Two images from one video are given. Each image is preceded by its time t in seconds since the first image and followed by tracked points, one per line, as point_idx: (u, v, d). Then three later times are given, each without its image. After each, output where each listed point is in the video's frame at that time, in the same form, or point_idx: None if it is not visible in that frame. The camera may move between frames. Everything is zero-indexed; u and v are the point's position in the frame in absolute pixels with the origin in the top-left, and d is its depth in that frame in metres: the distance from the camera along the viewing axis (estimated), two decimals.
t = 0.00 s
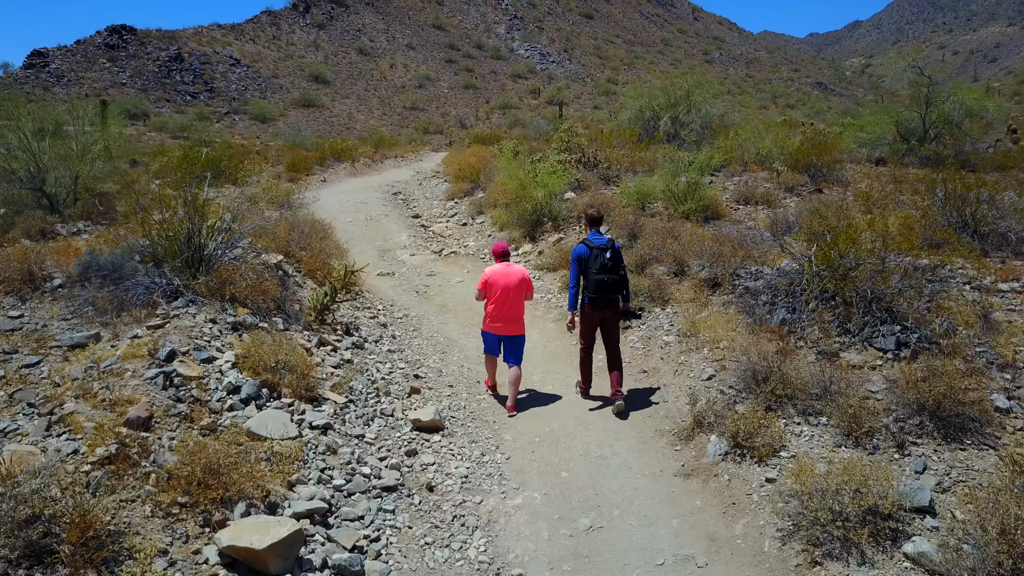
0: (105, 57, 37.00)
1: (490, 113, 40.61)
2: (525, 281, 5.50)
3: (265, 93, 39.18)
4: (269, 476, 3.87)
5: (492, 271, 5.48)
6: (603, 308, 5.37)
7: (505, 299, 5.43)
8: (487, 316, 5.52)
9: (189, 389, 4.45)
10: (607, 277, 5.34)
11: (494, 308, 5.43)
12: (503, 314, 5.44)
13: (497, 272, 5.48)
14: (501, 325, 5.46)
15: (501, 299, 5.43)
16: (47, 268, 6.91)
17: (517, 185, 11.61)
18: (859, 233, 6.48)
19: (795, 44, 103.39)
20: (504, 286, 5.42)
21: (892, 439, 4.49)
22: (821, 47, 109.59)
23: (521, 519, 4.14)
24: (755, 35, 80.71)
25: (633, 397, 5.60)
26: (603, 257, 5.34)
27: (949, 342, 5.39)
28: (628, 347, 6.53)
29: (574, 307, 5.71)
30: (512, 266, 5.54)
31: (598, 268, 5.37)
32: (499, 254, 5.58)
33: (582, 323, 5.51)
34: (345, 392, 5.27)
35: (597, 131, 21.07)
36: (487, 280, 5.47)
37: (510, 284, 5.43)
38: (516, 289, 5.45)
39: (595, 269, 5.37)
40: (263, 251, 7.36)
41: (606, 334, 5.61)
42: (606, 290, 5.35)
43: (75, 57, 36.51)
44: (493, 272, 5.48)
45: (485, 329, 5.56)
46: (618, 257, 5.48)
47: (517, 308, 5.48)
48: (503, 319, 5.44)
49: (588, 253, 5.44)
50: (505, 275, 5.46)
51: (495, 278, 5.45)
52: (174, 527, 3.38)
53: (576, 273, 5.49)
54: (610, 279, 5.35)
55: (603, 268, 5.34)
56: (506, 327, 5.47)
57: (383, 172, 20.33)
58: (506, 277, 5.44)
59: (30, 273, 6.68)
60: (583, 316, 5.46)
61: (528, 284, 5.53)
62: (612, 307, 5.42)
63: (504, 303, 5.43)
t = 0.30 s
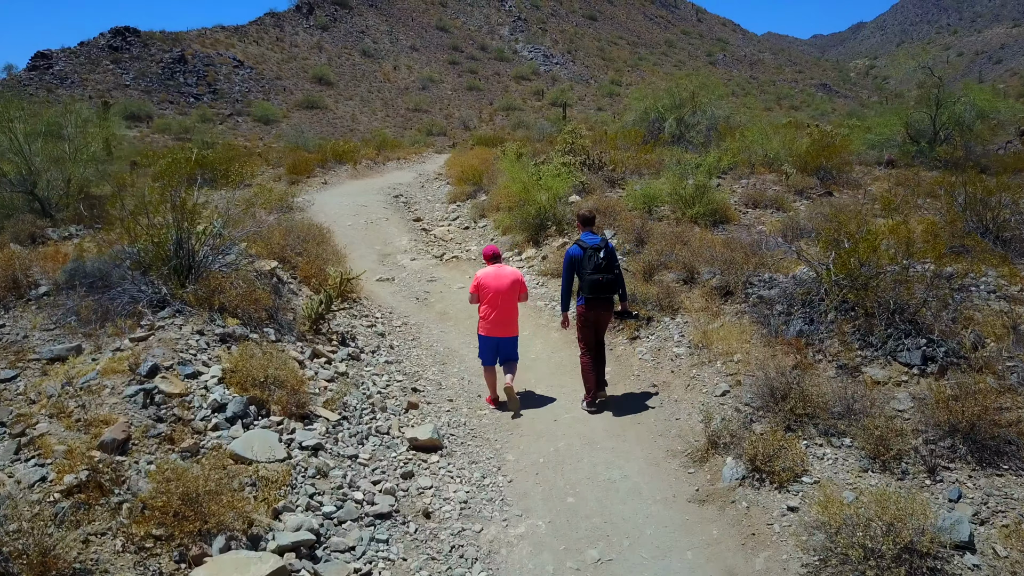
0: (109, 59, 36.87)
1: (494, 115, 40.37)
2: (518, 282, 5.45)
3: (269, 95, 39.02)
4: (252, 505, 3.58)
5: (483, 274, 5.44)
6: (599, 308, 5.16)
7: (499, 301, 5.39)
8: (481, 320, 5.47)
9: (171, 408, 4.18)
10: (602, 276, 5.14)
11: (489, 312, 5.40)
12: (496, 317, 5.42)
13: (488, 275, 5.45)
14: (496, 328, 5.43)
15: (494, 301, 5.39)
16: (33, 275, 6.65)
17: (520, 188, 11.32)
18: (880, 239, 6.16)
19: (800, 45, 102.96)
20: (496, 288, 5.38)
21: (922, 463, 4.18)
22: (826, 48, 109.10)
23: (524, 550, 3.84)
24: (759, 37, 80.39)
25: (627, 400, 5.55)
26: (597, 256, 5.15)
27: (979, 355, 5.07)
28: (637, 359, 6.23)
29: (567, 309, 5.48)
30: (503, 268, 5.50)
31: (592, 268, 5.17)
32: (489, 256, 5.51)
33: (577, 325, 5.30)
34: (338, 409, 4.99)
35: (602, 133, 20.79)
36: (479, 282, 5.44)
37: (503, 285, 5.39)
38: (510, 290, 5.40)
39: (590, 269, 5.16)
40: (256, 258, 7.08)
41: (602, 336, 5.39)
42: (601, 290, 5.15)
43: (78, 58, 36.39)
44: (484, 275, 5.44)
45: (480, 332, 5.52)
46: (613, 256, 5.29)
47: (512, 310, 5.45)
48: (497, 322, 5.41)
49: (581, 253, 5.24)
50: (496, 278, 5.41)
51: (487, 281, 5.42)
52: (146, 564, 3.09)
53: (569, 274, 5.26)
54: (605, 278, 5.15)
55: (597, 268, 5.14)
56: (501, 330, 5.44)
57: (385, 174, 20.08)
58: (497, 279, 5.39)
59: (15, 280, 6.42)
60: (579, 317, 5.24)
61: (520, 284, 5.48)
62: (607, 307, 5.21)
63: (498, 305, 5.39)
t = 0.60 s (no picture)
0: (115, 59, 36.79)
1: (499, 115, 40.08)
2: (518, 283, 5.36)
3: (274, 95, 38.85)
4: (233, 539, 3.28)
5: (484, 273, 5.34)
6: (601, 313, 5.13)
7: (499, 301, 5.28)
8: (481, 321, 5.34)
9: (151, 428, 3.89)
10: (604, 280, 5.12)
11: (488, 312, 5.28)
12: (496, 318, 5.29)
13: (488, 274, 5.35)
14: (496, 329, 5.31)
15: (493, 302, 5.28)
16: (19, 280, 6.38)
17: (525, 189, 11.00)
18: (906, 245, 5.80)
19: (807, 45, 102.38)
20: (496, 288, 5.27)
21: (963, 492, 3.84)
22: (833, 48, 108.38)
23: None
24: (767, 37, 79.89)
25: (630, 403, 5.45)
26: (601, 260, 5.11)
27: (1017, 370, 4.72)
28: (649, 372, 5.91)
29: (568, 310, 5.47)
30: (503, 268, 5.41)
31: (595, 271, 5.14)
32: (490, 256, 5.44)
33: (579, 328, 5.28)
34: (332, 427, 4.70)
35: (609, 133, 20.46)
36: (479, 281, 5.34)
37: (502, 285, 5.29)
38: (509, 291, 5.31)
39: (592, 272, 5.13)
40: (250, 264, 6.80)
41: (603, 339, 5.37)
42: (603, 293, 5.12)
43: (84, 59, 36.35)
44: (485, 273, 5.34)
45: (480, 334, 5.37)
46: (616, 261, 5.27)
47: (511, 310, 5.35)
48: (497, 322, 5.28)
49: (584, 255, 5.22)
50: (497, 277, 5.32)
51: (486, 280, 5.32)
52: None
53: (571, 275, 5.27)
54: (608, 282, 5.12)
55: (600, 271, 5.10)
56: (501, 329, 5.31)
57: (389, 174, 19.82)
58: (498, 278, 5.30)
59: None
60: (580, 320, 5.22)
61: (520, 285, 5.39)
62: (608, 311, 5.19)
63: (498, 306, 5.28)
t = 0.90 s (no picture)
0: (122, 59, 36.74)
1: (506, 115, 39.77)
2: (521, 282, 5.32)
3: (281, 96, 38.68)
4: None
5: (488, 271, 5.30)
6: (599, 311, 5.15)
7: (499, 300, 5.26)
8: (482, 317, 5.36)
9: (127, 452, 3.61)
10: (604, 278, 5.08)
11: (489, 310, 5.27)
12: (496, 315, 5.29)
13: (493, 272, 5.31)
14: (495, 327, 5.32)
15: (496, 300, 5.26)
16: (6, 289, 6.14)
17: (532, 191, 10.70)
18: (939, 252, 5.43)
19: (816, 45, 101.51)
20: (499, 287, 5.24)
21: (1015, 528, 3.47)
22: (842, 47, 107.40)
23: None
24: (775, 37, 79.22)
25: (634, 405, 5.37)
26: (601, 258, 5.07)
27: None
28: (663, 387, 5.57)
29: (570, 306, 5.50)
30: (508, 266, 5.36)
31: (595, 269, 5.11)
32: (495, 254, 5.37)
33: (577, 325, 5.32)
34: (325, 446, 4.41)
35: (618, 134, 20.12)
36: (483, 279, 5.30)
37: (506, 284, 5.25)
38: (511, 290, 5.27)
39: (592, 270, 5.10)
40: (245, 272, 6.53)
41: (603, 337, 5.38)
42: (602, 291, 5.10)
43: (91, 59, 36.33)
44: (489, 272, 5.30)
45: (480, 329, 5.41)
46: (617, 259, 5.22)
47: (512, 309, 5.33)
48: (497, 320, 5.30)
49: (585, 253, 5.19)
50: (501, 275, 5.27)
51: (490, 278, 5.28)
52: None
53: (573, 273, 5.25)
54: (607, 280, 5.09)
55: (600, 269, 5.07)
56: (500, 328, 5.32)
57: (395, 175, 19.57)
58: (501, 277, 5.25)
59: None
60: (578, 318, 5.24)
61: (523, 285, 5.34)
62: (607, 309, 5.19)
63: (500, 304, 5.26)
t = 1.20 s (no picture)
0: (128, 59, 36.63)
1: (512, 115, 39.47)
2: (517, 287, 5.18)
3: (287, 96, 38.49)
4: None
5: (484, 278, 5.16)
6: (593, 316, 4.96)
7: (495, 306, 5.11)
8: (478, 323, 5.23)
9: (99, 480, 3.33)
10: (599, 282, 4.90)
11: (486, 317, 5.14)
12: (494, 322, 5.15)
13: (488, 278, 5.17)
14: (492, 333, 5.18)
15: (492, 306, 5.12)
16: None
17: (538, 193, 10.38)
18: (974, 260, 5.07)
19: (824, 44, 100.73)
20: (496, 293, 5.12)
21: None
22: (850, 46, 106.53)
23: None
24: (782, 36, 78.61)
25: (626, 405, 5.33)
26: (595, 261, 4.90)
27: None
28: (677, 402, 5.25)
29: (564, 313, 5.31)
30: (503, 272, 5.23)
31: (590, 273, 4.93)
32: (489, 259, 5.22)
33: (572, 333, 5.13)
34: (317, 470, 4.12)
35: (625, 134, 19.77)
36: (479, 287, 5.16)
37: (502, 290, 5.13)
38: (508, 295, 5.14)
39: (587, 274, 4.92)
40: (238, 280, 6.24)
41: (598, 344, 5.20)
42: (597, 295, 4.91)
43: (98, 59, 36.25)
44: (485, 278, 5.16)
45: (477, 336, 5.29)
46: (611, 262, 5.05)
47: (510, 314, 5.18)
48: (493, 326, 5.16)
49: (579, 257, 5.01)
50: (497, 281, 5.15)
51: (486, 285, 5.15)
52: None
53: (566, 278, 5.05)
54: (602, 284, 4.90)
55: (595, 273, 4.89)
56: (497, 334, 5.16)
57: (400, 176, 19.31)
58: (498, 283, 5.12)
59: None
60: (573, 324, 5.06)
61: (520, 290, 5.21)
62: (603, 314, 5.00)
63: (497, 310, 5.12)
